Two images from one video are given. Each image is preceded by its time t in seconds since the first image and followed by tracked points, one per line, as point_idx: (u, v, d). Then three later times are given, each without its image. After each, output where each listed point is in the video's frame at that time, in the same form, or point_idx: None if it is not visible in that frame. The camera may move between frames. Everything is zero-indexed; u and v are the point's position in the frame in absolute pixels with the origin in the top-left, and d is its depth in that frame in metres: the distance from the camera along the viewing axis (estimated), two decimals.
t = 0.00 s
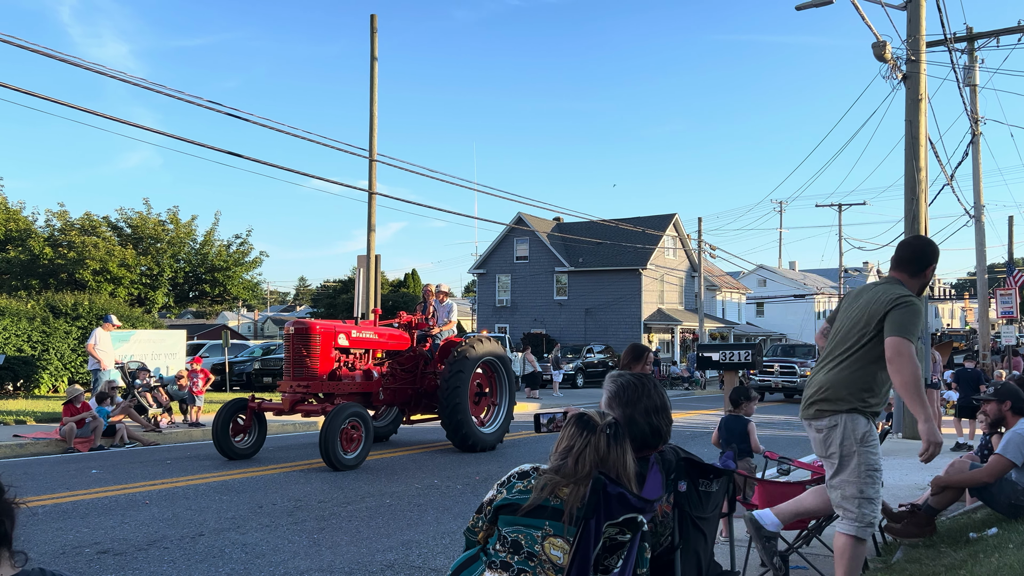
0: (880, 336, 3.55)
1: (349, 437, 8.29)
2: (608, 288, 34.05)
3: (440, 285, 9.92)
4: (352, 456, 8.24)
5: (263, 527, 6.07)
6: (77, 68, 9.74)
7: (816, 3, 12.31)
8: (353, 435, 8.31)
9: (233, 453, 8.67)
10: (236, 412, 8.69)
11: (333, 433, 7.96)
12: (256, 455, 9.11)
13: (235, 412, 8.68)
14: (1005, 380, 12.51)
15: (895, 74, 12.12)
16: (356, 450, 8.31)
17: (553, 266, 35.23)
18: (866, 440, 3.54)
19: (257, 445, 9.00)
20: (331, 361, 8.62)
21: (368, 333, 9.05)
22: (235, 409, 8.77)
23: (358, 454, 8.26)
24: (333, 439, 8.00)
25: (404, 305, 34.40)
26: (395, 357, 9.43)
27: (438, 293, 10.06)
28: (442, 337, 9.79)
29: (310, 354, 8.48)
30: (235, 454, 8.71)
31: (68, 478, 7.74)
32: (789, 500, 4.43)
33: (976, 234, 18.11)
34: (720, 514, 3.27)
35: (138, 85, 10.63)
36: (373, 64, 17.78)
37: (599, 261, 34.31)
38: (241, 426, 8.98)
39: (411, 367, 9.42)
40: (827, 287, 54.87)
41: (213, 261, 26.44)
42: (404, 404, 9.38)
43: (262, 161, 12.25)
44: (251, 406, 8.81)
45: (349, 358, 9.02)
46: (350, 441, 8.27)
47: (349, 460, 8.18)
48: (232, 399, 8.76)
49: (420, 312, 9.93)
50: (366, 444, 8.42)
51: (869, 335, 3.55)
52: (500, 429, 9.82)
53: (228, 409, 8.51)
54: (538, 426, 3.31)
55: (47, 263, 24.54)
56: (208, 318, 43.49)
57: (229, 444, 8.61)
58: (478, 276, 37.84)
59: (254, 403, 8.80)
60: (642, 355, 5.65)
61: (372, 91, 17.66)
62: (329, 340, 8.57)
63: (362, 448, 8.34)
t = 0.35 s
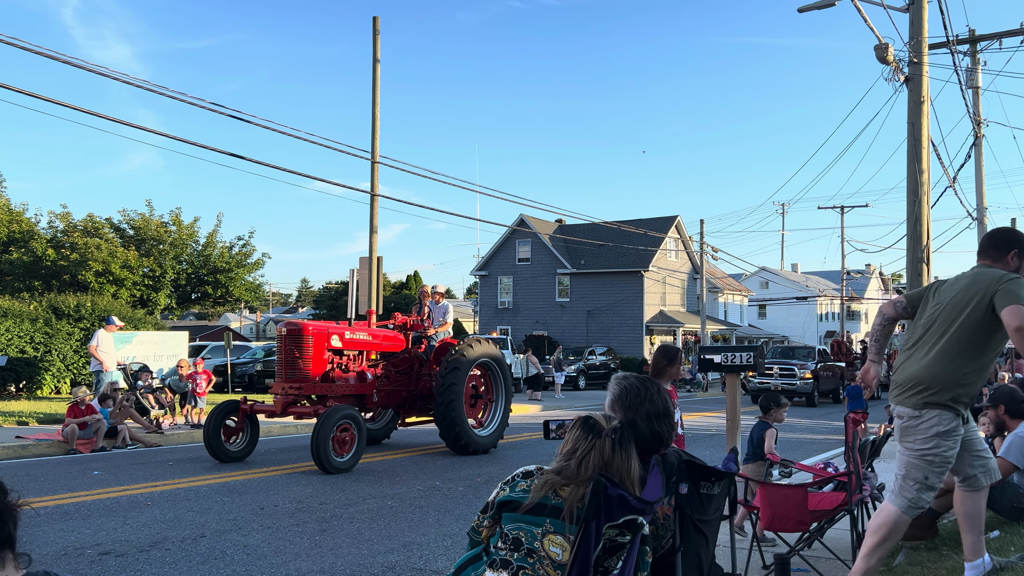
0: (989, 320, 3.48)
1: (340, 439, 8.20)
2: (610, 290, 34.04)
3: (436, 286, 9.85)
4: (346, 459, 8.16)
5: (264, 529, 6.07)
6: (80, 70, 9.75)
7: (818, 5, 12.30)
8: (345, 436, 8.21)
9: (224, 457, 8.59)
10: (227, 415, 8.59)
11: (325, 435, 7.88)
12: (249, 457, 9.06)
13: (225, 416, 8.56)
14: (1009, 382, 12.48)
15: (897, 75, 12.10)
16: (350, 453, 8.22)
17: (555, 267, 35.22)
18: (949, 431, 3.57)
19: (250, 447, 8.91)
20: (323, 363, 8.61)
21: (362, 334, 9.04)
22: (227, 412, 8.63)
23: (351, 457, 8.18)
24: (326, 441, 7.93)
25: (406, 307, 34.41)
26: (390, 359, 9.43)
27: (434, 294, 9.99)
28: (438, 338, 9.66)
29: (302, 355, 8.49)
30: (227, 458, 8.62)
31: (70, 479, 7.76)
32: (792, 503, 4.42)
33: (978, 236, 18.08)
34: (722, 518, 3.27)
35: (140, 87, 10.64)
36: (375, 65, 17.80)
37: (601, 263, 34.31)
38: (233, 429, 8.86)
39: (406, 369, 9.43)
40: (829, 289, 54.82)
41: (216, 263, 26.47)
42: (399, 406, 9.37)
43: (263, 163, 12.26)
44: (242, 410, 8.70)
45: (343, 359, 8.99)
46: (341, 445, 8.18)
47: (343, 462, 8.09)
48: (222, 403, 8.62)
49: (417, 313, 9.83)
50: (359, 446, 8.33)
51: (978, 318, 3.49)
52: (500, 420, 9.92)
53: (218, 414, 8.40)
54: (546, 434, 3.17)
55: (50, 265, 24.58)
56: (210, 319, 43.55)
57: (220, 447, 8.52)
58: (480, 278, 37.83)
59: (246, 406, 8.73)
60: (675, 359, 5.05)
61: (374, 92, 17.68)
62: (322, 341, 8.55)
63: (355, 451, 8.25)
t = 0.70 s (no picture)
0: None
1: (332, 441, 8.11)
2: (612, 291, 34.03)
3: (429, 286, 9.83)
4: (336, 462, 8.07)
5: (267, 529, 6.08)
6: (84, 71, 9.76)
7: (821, 7, 12.31)
8: (336, 439, 8.12)
9: (214, 458, 8.53)
10: (218, 416, 8.54)
11: (317, 435, 7.80)
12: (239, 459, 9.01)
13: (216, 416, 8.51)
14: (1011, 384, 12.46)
15: (900, 77, 12.10)
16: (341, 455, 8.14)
17: (558, 268, 35.22)
18: None
19: (240, 449, 8.86)
20: (315, 363, 8.59)
21: (355, 334, 8.92)
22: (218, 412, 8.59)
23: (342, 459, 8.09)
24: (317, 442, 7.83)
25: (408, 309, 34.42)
26: (384, 360, 9.44)
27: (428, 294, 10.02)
28: (434, 338, 9.76)
29: (293, 356, 8.46)
30: (217, 459, 8.57)
31: (73, 480, 7.78)
32: (794, 504, 4.42)
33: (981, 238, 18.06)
34: (724, 518, 3.28)
35: (144, 88, 10.67)
36: (378, 67, 17.83)
37: (603, 265, 34.31)
38: (224, 430, 8.81)
39: (400, 370, 9.45)
40: (832, 291, 54.79)
41: (218, 264, 26.51)
42: (393, 407, 9.35)
43: (266, 164, 12.29)
44: (233, 410, 8.64)
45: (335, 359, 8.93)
46: (333, 446, 8.10)
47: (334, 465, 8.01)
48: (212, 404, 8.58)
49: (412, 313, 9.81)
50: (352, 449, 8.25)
51: None
52: (499, 415, 9.96)
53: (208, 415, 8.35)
54: (553, 435, 3.12)
55: (53, 265, 24.64)
56: (213, 320, 43.62)
57: (211, 448, 8.47)
58: (482, 280, 37.85)
59: (236, 407, 8.68)
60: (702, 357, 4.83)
61: (377, 94, 17.72)
62: (313, 342, 8.51)
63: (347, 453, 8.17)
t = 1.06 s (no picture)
0: None
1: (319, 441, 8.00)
2: (616, 292, 34.01)
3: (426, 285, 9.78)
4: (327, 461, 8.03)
5: (271, 529, 6.09)
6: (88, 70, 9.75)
7: (826, 7, 12.30)
8: (326, 438, 8.02)
9: (203, 459, 8.44)
10: (208, 416, 8.48)
11: (306, 438, 7.73)
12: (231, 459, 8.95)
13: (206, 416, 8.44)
14: (1016, 384, 12.45)
15: (905, 77, 12.08)
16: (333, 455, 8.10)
17: (561, 269, 35.22)
18: None
19: (230, 452, 8.76)
20: (307, 363, 8.47)
21: (348, 334, 8.88)
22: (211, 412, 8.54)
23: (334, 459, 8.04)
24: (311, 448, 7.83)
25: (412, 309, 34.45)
26: (379, 359, 9.32)
27: (423, 294, 9.90)
28: (429, 338, 9.64)
29: (285, 356, 8.33)
30: (205, 460, 8.48)
31: (78, 479, 7.80)
32: (797, 505, 4.43)
33: (986, 238, 18.03)
34: (728, 517, 3.29)
35: (149, 88, 10.69)
36: (382, 67, 17.85)
37: (607, 265, 34.30)
38: (215, 430, 8.72)
39: (395, 370, 9.37)
40: (836, 291, 54.70)
41: (223, 264, 26.56)
42: (388, 407, 9.35)
43: (271, 164, 12.31)
44: (224, 411, 8.56)
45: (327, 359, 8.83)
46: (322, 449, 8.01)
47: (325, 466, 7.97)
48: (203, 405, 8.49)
49: (407, 312, 9.64)
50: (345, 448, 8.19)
51: None
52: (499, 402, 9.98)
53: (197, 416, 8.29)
54: (560, 433, 3.11)
55: (58, 265, 24.73)
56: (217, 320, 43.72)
57: (201, 449, 8.39)
58: (486, 280, 37.86)
59: (227, 407, 8.59)
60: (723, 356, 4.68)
61: (382, 94, 17.74)
62: (305, 341, 8.41)
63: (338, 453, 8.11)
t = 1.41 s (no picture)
0: None
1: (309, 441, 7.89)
2: (622, 291, 33.99)
3: (422, 282, 9.68)
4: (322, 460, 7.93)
5: (277, 527, 6.11)
6: (95, 70, 9.79)
7: (833, 5, 12.26)
8: (316, 436, 7.90)
9: (194, 459, 8.35)
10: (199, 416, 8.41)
11: (295, 442, 7.62)
12: (222, 458, 8.87)
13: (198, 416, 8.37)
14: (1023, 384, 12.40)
15: (912, 76, 12.04)
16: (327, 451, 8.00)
17: (567, 268, 35.23)
18: None
19: (221, 452, 8.68)
20: (299, 362, 8.27)
21: (342, 332, 8.73)
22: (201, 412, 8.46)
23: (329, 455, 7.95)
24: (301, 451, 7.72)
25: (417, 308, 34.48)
26: (373, 358, 9.23)
27: (420, 291, 9.77)
28: (425, 337, 9.60)
29: (277, 355, 8.16)
30: (197, 460, 8.39)
31: (85, 477, 7.85)
32: (804, 504, 4.42)
33: (993, 238, 17.95)
34: (734, 516, 3.29)
35: (155, 88, 10.72)
36: (388, 66, 17.88)
37: (613, 264, 34.28)
38: (207, 430, 8.64)
39: (390, 369, 9.30)
40: (843, 291, 54.58)
41: (229, 263, 26.63)
42: (382, 407, 9.20)
43: (277, 163, 12.34)
44: (215, 410, 8.49)
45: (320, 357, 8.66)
46: (315, 448, 7.91)
47: (321, 464, 7.88)
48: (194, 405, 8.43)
49: (403, 310, 9.64)
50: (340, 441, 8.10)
51: None
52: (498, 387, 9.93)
53: (189, 416, 8.22)
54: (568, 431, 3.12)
55: (65, 264, 24.85)
56: (223, 318, 43.91)
57: (192, 450, 8.29)
58: (491, 279, 37.88)
59: (218, 407, 8.49)
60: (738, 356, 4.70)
61: (387, 93, 17.77)
62: (297, 340, 8.21)
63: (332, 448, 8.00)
